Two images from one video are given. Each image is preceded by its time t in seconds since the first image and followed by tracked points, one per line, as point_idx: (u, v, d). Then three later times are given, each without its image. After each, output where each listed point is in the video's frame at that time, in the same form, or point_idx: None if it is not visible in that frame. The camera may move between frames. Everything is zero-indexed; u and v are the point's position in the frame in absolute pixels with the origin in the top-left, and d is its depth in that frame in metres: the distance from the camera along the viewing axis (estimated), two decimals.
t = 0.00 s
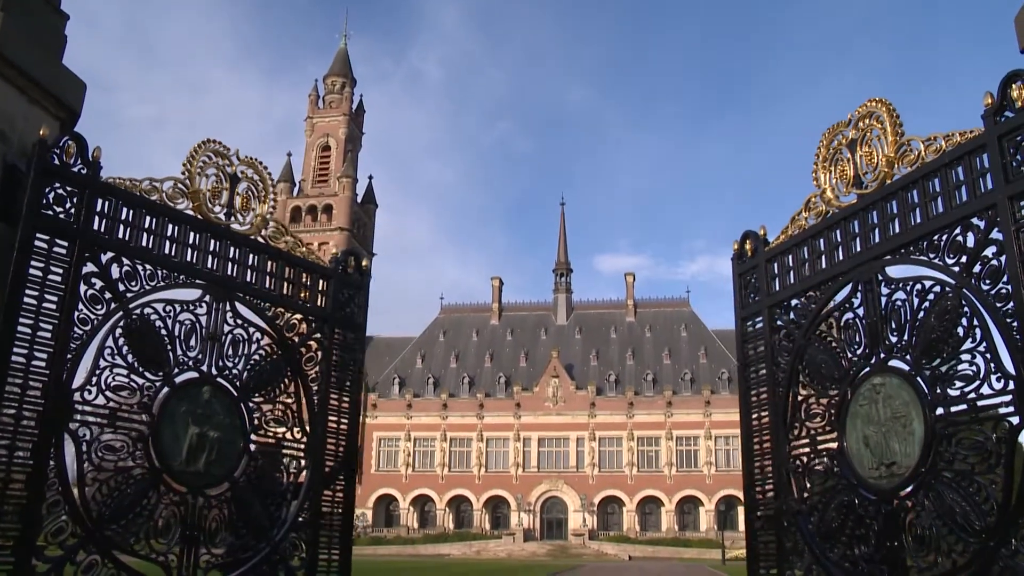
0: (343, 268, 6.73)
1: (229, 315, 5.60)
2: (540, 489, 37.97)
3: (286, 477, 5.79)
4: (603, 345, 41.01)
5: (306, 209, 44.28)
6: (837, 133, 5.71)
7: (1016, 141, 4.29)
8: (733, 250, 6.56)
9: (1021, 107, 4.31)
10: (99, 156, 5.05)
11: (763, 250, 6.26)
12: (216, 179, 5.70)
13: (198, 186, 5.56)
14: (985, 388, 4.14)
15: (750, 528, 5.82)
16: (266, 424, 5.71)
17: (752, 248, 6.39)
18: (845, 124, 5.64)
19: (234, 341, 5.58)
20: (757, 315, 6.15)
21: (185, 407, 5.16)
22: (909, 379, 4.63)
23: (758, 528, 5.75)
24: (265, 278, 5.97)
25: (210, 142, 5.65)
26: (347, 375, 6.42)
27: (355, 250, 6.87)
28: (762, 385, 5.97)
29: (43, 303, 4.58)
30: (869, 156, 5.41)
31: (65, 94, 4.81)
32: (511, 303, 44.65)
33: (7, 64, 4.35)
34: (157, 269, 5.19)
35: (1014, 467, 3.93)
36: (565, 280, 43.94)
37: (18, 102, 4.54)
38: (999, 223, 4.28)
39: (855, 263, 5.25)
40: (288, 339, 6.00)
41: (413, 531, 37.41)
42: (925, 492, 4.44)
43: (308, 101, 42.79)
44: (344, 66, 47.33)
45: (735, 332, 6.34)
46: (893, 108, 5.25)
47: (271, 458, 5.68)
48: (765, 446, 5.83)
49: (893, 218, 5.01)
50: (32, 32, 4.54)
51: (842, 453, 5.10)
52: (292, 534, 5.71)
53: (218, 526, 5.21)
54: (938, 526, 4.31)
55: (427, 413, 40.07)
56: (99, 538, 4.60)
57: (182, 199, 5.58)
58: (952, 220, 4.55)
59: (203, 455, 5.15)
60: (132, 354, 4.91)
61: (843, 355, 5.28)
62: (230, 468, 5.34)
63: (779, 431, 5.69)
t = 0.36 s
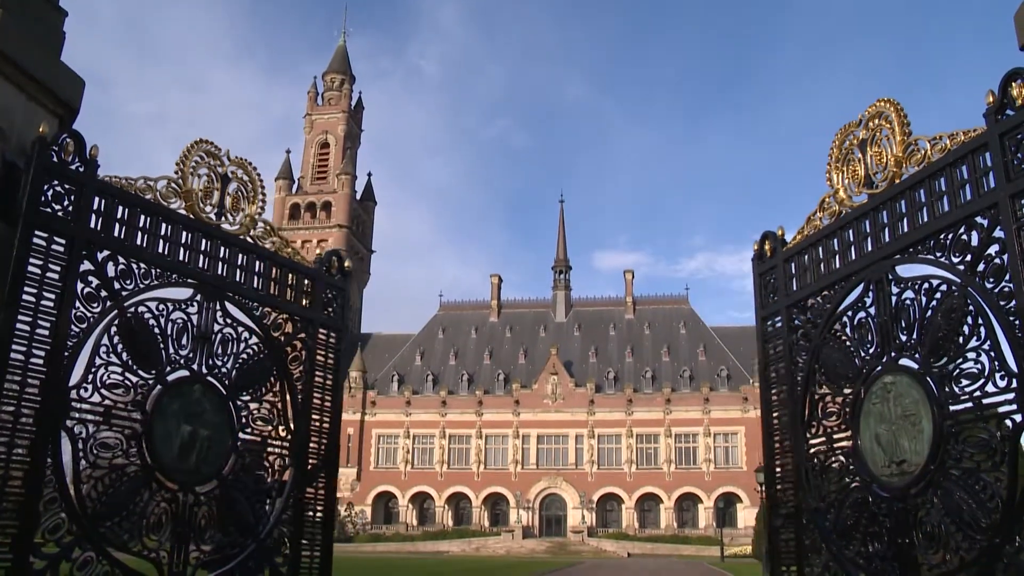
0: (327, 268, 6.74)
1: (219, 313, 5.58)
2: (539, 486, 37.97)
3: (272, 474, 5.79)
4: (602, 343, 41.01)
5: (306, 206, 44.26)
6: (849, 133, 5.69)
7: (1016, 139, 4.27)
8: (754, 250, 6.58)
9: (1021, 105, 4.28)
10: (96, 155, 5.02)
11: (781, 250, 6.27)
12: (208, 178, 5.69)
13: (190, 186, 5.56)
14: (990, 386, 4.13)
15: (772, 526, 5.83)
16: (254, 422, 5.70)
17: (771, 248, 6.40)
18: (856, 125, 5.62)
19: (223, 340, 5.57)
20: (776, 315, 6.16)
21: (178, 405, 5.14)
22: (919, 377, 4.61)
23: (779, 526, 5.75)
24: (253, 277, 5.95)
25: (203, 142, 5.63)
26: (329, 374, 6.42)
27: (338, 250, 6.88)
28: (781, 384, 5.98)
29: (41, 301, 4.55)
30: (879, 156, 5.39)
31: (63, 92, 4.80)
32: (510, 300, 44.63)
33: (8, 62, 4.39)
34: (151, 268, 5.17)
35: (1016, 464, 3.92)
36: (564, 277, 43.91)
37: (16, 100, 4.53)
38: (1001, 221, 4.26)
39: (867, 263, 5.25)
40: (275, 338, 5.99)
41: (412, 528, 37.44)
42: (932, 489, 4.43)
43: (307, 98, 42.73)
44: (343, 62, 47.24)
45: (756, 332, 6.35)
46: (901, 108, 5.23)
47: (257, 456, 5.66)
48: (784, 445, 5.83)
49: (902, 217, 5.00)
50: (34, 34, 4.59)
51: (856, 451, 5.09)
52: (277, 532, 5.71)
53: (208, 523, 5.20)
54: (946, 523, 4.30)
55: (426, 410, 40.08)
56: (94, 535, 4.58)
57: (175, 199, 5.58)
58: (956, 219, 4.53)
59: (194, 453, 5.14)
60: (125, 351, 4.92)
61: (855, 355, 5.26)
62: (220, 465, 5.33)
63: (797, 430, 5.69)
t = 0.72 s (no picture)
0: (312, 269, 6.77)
1: (209, 313, 5.60)
2: (538, 484, 37.95)
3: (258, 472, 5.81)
4: (602, 340, 41.00)
5: (305, 204, 44.22)
6: (860, 133, 5.68)
7: (1018, 136, 4.24)
8: (773, 251, 6.61)
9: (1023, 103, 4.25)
10: (94, 153, 4.98)
11: (799, 250, 6.29)
12: (200, 179, 5.71)
13: (183, 185, 5.56)
14: (996, 385, 4.12)
15: (794, 525, 5.86)
16: (241, 421, 5.73)
17: (789, 248, 6.43)
18: (867, 124, 5.61)
19: (213, 339, 5.58)
20: (795, 315, 6.19)
21: (170, 403, 5.14)
22: (930, 374, 4.60)
23: (799, 524, 5.79)
24: (242, 277, 5.96)
25: (196, 142, 5.67)
26: (313, 374, 6.46)
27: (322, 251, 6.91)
28: (801, 383, 6.02)
29: (40, 299, 4.51)
30: (890, 156, 5.38)
31: (62, 88, 4.76)
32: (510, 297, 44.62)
33: (7, 60, 4.35)
34: (145, 267, 5.15)
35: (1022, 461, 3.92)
36: (564, 274, 43.88)
37: (16, 96, 4.50)
38: (1004, 220, 4.24)
39: (878, 263, 5.25)
40: (261, 338, 6.01)
41: (411, 525, 37.43)
42: (942, 487, 4.43)
43: (307, 95, 42.66)
44: (343, 59, 47.15)
45: (776, 332, 6.40)
46: (910, 108, 5.22)
47: (243, 453, 5.68)
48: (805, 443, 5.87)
49: (911, 217, 5.00)
50: (33, 33, 4.56)
51: (870, 449, 5.09)
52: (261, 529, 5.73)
53: (197, 520, 5.20)
54: (955, 520, 4.31)
55: (426, 408, 40.07)
56: (88, 532, 4.56)
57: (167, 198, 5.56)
58: (961, 219, 4.52)
59: (184, 451, 5.15)
60: (120, 350, 4.92)
61: (870, 354, 5.26)
62: (209, 464, 5.34)
63: (817, 429, 5.72)
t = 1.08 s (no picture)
0: (298, 270, 6.83)
1: (199, 313, 5.61)
2: (538, 482, 37.92)
3: (244, 470, 5.83)
4: (602, 338, 40.99)
5: (305, 202, 44.18)
6: (873, 133, 5.76)
7: (1017, 135, 4.23)
8: (794, 250, 6.72)
9: None
10: (92, 150, 4.95)
11: (818, 249, 6.39)
12: (192, 179, 5.78)
13: (176, 185, 5.61)
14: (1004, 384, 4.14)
15: (814, 523, 5.94)
16: (228, 419, 5.75)
17: (809, 248, 6.54)
18: (879, 124, 5.69)
19: (203, 339, 5.60)
20: (814, 314, 6.28)
21: (162, 402, 5.14)
22: (940, 374, 4.64)
23: (820, 522, 5.87)
24: (230, 277, 5.99)
25: (189, 142, 5.74)
26: (297, 373, 6.52)
27: (307, 252, 6.98)
28: (820, 381, 6.10)
29: (39, 297, 4.49)
30: (901, 156, 5.45)
31: (62, 86, 4.74)
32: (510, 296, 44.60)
33: (7, 58, 4.36)
34: (138, 266, 5.15)
35: None
36: (564, 272, 43.84)
37: (15, 94, 4.48)
38: (1007, 219, 4.23)
39: (890, 262, 5.30)
40: (248, 337, 6.05)
41: (411, 523, 37.42)
42: (952, 485, 4.47)
43: (306, 93, 42.62)
44: (342, 57, 47.09)
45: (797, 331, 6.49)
46: (918, 107, 5.29)
47: (230, 452, 5.71)
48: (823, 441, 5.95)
49: (922, 216, 5.04)
50: (30, 29, 4.53)
51: (886, 448, 5.14)
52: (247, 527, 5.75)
53: (187, 518, 5.21)
54: (964, 518, 4.35)
55: (425, 406, 40.05)
56: (83, 531, 4.55)
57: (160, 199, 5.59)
58: (967, 217, 4.54)
59: (175, 450, 5.16)
60: (114, 349, 4.91)
61: (883, 353, 5.31)
62: (199, 462, 5.35)
63: (835, 428, 5.80)
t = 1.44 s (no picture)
0: (282, 270, 6.87)
1: (189, 313, 5.62)
2: (537, 480, 37.89)
3: (230, 469, 5.85)
4: (601, 337, 40.98)
5: (303, 201, 44.12)
6: (884, 133, 5.85)
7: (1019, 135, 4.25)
8: (811, 249, 6.81)
9: None
10: (89, 148, 4.93)
11: (833, 248, 6.47)
12: (184, 179, 5.85)
13: (169, 185, 5.67)
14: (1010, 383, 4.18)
15: (834, 521, 6.03)
16: (215, 418, 5.76)
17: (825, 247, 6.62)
18: (891, 124, 5.78)
19: (192, 338, 5.62)
20: (831, 314, 6.37)
21: (153, 402, 5.14)
22: (949, 373, 4.70)
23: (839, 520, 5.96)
24: (218, 277, 6.01)
25: (181, 143, 5.83)
26: (280, 373, 6.57)
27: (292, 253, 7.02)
28: (837, 380, 6.18)
29: (37, 296, 4.46)
30: (910, 156, 5.54)
31: (60, 84, 4.73)
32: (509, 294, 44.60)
33: (6, 56, 4.35)
34: (132, 266, 5.15)
35: None
36: (564, 271, 43.82)
37: (13, 92, 4.48)
38: (1010, 219, 4.25)
39: (901, 262, 5.36)
40: (234, 336, 6.07)
41: (411, 522, 37.42)
42: (962, 484, 4.54)
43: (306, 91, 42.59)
44: (341, 56, 47.05)
45: (815, 330, 6.57)
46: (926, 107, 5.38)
47: (216, 450, 5.74)
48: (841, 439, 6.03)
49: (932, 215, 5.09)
50: (27, 25, 4.50)
51: (899, 447, 5.21)
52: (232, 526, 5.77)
53: (176, 517, 5.22)
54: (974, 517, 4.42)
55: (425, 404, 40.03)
56: (78, 529, 4.54)
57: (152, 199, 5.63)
58: (973, 217, 4.58)
59: (166, 448, 5.17)
60: (109, 348, 4.89)
61: (896, 352, 5.39)
62: (188, 461, 5.37)
63: (852, 427, 5.88)
